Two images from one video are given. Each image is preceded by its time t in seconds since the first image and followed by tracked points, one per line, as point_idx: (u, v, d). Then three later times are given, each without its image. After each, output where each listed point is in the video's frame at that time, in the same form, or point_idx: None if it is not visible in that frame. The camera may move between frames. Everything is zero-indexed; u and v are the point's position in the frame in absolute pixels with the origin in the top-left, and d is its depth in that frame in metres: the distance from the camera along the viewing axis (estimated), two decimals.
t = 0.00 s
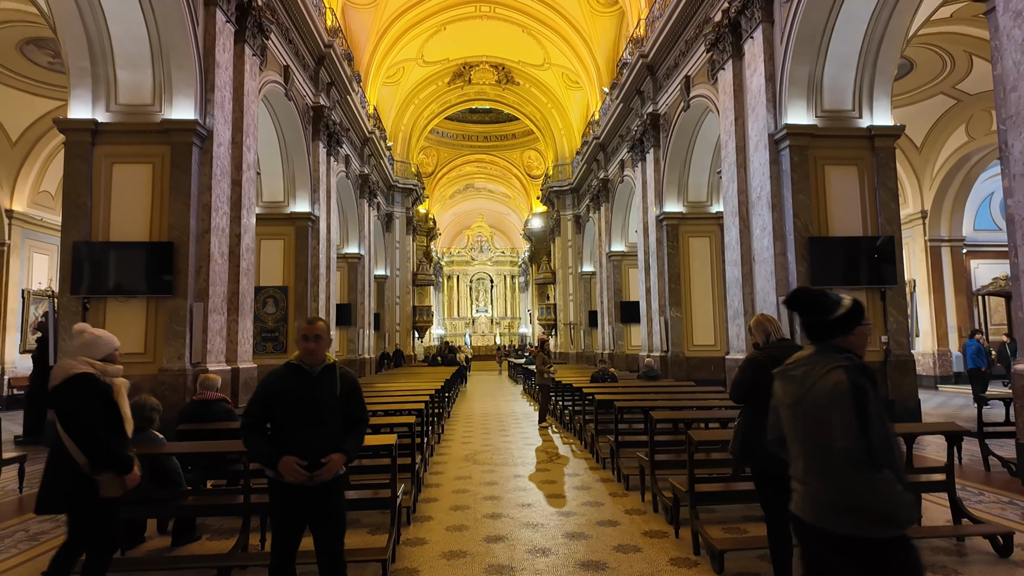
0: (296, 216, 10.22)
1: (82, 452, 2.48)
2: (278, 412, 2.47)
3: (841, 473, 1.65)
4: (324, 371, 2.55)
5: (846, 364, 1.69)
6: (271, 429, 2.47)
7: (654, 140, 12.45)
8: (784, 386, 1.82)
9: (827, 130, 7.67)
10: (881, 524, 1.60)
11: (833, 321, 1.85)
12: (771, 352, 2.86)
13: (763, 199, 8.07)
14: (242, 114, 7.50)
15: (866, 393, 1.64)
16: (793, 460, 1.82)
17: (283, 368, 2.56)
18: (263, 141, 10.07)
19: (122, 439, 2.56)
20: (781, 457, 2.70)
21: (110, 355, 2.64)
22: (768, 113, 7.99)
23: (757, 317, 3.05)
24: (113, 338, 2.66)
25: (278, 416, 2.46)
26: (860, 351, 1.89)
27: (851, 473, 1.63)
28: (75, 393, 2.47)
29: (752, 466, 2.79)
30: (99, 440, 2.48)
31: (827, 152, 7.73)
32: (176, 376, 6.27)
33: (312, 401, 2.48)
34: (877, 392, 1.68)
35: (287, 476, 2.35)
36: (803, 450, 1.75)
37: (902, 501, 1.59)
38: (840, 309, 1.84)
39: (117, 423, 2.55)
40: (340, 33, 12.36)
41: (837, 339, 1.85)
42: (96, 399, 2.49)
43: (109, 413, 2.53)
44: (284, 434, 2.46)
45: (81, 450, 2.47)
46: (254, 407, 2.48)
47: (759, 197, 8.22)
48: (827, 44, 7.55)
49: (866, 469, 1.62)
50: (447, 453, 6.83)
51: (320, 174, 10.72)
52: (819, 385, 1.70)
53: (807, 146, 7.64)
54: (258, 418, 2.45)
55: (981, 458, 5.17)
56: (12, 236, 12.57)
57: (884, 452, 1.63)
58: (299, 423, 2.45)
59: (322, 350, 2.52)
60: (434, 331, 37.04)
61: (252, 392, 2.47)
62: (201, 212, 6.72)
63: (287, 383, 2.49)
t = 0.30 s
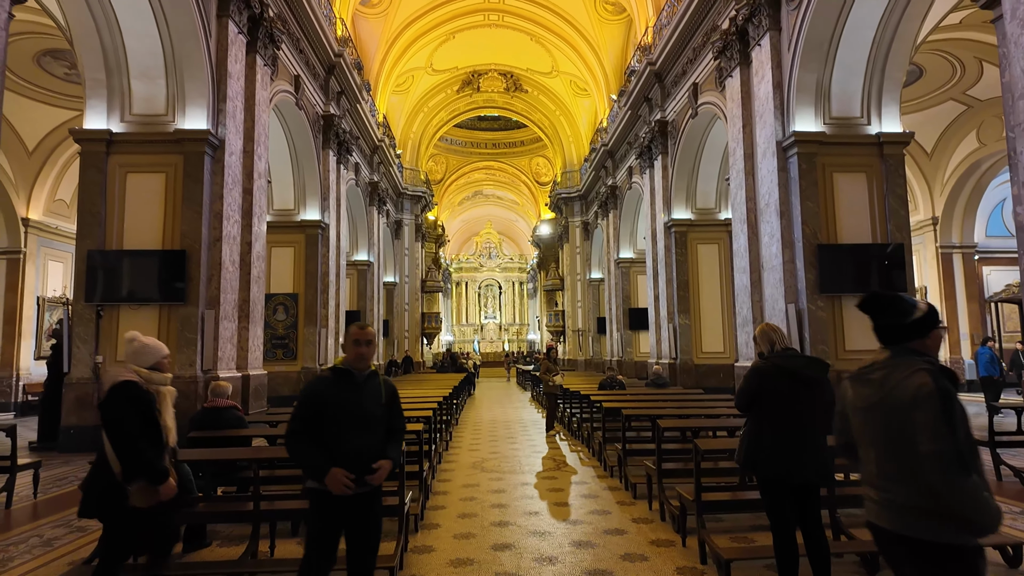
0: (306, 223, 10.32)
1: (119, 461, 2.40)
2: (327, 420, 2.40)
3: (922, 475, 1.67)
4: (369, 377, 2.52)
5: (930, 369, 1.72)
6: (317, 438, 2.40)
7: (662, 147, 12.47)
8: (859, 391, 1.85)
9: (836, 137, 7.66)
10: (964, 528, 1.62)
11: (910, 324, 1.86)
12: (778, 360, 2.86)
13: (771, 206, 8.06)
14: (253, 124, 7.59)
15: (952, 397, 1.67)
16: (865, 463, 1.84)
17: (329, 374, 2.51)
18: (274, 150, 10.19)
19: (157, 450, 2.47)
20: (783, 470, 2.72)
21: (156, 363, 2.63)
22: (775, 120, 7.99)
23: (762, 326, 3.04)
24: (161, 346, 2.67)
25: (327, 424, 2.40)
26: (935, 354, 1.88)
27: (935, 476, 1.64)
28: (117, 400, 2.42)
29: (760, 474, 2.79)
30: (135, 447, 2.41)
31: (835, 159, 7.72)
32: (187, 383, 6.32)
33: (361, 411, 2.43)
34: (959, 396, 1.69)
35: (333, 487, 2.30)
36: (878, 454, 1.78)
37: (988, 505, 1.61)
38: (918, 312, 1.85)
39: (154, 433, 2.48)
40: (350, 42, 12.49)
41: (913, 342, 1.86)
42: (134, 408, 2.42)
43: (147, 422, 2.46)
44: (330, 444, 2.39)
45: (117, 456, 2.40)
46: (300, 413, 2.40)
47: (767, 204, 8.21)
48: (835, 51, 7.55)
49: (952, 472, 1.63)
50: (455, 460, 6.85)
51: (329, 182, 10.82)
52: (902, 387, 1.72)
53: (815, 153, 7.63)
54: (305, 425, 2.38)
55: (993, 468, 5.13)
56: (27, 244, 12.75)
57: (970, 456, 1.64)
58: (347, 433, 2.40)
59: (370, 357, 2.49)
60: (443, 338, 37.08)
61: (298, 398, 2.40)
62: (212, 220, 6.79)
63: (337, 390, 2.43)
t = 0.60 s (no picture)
0: (315, 238, 10.41)
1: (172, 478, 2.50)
2: (380, 441, 2.28)
3: (994, 497, 1.63)
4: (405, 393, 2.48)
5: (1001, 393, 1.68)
6: (364, 460, 2.26)
7: (668, 162, 12.51)
8: (934, 414, 1.79)
9: (843, 153, 7.68)
10: None
11: (986, 347, 1.84)
12: (784, 378, 2.85)
13: (778, 222, 8.06)
14: (264, 141, 7.70)
15: None
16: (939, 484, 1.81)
17: (367, 392, 2.38)
18: (284, 166, 10.30)
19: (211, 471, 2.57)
20: (788, 483, 2.72)
21: (217, 382, 2.73)
22: (781, 136, 8.01)
23: (768, 344, 3.05)
24: (223, 364, 2.77)
25: (378, 446, 2.27)
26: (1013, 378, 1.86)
27: (1009, 499, 1.60)
28: (177, 418, 2.52)
29: (767, 493, 2.79)
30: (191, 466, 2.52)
31: (842, 175, 7.73)
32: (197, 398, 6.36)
33: (408, 428, 2.36)
34: None
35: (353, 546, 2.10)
36: (956, 479, 1.72)
37: None
38: (996, 336, 1.83)
39: (207, 456, 2.57)
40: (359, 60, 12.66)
41: (991, 366, 1.84)
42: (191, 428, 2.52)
43: (204, 445, 2.57)
44: (378, 466, 2.27)
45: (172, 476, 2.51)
46: (346, 433, 2.25)
47: (774, 220, 8.20)
48: (840, 67, 7.58)
49: None
50: (462, 476, 6.83)
51: (338, 198, 10.92)
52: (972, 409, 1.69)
53: (822, 169, 7.64)
54: (354, 447, 2.23)
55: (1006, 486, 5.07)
56: (40, 259, 12.91)
57: None
58: (399, 451, 2.31)
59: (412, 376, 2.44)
60: (449, 352, 37.06)
61: (346, 419, 2.24)
62: (223, 236, 6.86)
63: (387, 408, 2.33)
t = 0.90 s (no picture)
0: (322, 259, 10.46)
1: (223, 496, 2.39)
2: (433, 473, 2.10)
3: None
4: (449, 421, 2.31)
5: None
6: (416, 494, 2.08)
7: (673, 184, 12.56)
8: (1010, 432, 1.95)
9: (848, 174, 7.70)
10: None
11: None
12: (790, 403, 2.84)
13: (784, 242, 8.06)
14: (273, 164, 7.79)
15: None
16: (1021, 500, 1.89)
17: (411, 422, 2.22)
18: (293, 189, 10.43)
19: (263, 492, 2.43)
20: (799, 507, 2.70)
21: (274, 401, 2.68)
22: (785, 157, 8.03)
23: (776, 367, 3.04)
24: (283, 385, 2.74)
25: (430, 480, 2.10)
26: None
27: None
28: (233, 435, 2.45)
29: (777, 519, 2.77)
30: (242, 485, 2.39)
31: (847, 195, 7.74)
32: (203, 420, 6.36)
33: (455, 458, 2.18)
34: None
35: None
36: None
37: None
38: None
39: (261, 478, 2.43)
40: (367, 84, 12.85)
41: None
42: (247, 444, 2.43)
43: (256, 463, 2.43)
44: (432, 500, 2.09)
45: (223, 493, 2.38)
46: (396, 467, 2.10)
47: (780, 240, 8.21)
48: (844, 90, 7.65)
49: None
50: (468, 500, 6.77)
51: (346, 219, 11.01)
52: None
53: (827, 190, 7.65)
54: (402, 483, 2.09)
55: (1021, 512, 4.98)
56: (51, 280, 13.03)
57: None
58: (451, 484, 2.14)
59: (456, 399, 2.25)
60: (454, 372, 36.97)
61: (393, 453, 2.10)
62: (232, 258, 6.90)
63: (436, 438, 2.17)
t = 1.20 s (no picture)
0: (327, 286, 10.50)
1: (284, 536, 2.11)
2: (485, 500, 2.07)
3: None
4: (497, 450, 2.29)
5: None
6: (470, 519, 2.04)
7: (676, 211, 12.63)
8: None
9: (850, 201, 7.75)
10: None
11: None
12: (796, 432, 2.83)
13: (788, 268, 8.07)
14: (280, 192, 7.88)
15: None
16: None
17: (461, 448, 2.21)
18: (299, 216, 10.54)
19: (329, 526, 2.18)
20: (812, 541, 2.66)
21: (326, 432, 2.49)
22: (787, 184, 8.08)
23: (780, 396, 3.04)
24: (333, 415, 2.57)
25: (483, 506, 2.06)
26: None
27: None
28: (288, 465, 2.20)
29: (784, 552, 2.74)
30: (306, 519, 2.13)
31: (850, 222, 7.77)
32: (206, 447, 6.31)
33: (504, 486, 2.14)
34: None
35: None
36: None
37: None
38: None
39: (320, 511, 2.18)
40: (373, 114, 13.06)
41: None
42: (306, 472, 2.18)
43: (314, 496, 2.18)
44: (486, 528, 2.04)
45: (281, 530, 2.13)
46: (450, 492, 2.09)
47: (784, 266, 8.22)
48: (844, 118, 7.73)
49: None
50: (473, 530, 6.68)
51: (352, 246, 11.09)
52: None
53: (829, 217, 7.68)
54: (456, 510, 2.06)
55: None
56: (58, 307, 13.10)
57: None
58: (503, 511, 2.10)
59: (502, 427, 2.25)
60: (457, 399, 36.70)
61: (446, 477, 2.10)
62: (238, 285, 6.94)
63: (487, 463, 2.15)
